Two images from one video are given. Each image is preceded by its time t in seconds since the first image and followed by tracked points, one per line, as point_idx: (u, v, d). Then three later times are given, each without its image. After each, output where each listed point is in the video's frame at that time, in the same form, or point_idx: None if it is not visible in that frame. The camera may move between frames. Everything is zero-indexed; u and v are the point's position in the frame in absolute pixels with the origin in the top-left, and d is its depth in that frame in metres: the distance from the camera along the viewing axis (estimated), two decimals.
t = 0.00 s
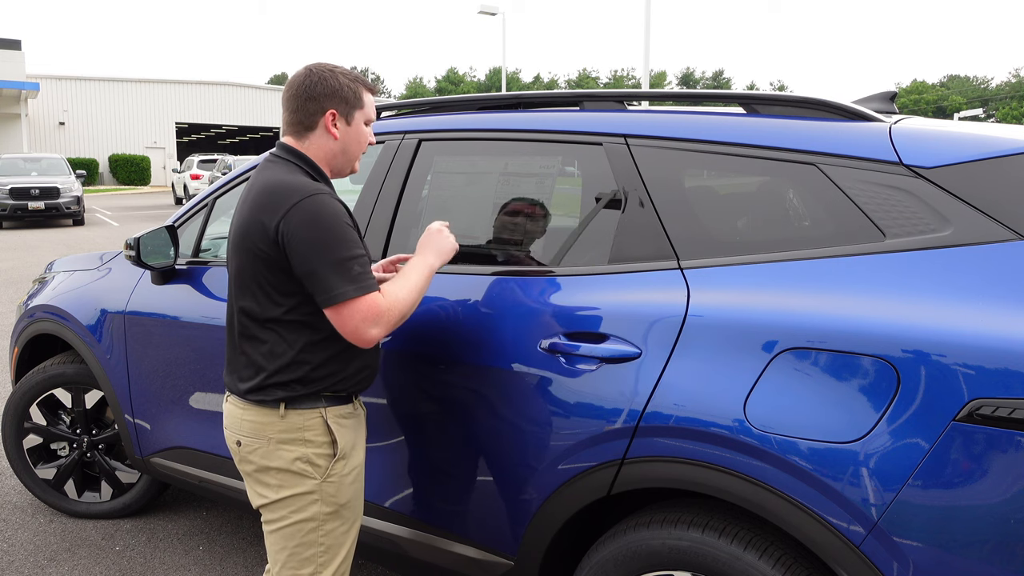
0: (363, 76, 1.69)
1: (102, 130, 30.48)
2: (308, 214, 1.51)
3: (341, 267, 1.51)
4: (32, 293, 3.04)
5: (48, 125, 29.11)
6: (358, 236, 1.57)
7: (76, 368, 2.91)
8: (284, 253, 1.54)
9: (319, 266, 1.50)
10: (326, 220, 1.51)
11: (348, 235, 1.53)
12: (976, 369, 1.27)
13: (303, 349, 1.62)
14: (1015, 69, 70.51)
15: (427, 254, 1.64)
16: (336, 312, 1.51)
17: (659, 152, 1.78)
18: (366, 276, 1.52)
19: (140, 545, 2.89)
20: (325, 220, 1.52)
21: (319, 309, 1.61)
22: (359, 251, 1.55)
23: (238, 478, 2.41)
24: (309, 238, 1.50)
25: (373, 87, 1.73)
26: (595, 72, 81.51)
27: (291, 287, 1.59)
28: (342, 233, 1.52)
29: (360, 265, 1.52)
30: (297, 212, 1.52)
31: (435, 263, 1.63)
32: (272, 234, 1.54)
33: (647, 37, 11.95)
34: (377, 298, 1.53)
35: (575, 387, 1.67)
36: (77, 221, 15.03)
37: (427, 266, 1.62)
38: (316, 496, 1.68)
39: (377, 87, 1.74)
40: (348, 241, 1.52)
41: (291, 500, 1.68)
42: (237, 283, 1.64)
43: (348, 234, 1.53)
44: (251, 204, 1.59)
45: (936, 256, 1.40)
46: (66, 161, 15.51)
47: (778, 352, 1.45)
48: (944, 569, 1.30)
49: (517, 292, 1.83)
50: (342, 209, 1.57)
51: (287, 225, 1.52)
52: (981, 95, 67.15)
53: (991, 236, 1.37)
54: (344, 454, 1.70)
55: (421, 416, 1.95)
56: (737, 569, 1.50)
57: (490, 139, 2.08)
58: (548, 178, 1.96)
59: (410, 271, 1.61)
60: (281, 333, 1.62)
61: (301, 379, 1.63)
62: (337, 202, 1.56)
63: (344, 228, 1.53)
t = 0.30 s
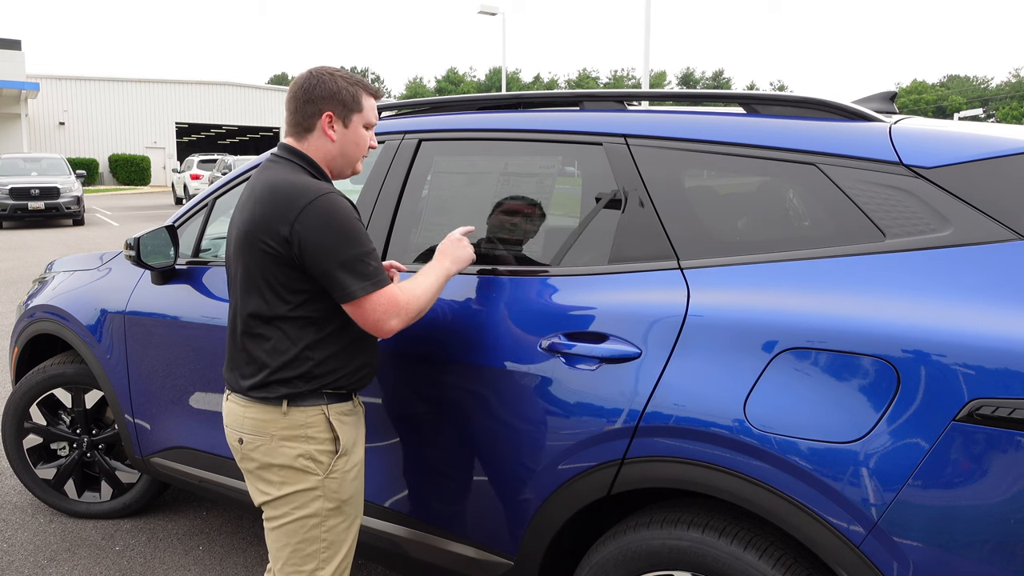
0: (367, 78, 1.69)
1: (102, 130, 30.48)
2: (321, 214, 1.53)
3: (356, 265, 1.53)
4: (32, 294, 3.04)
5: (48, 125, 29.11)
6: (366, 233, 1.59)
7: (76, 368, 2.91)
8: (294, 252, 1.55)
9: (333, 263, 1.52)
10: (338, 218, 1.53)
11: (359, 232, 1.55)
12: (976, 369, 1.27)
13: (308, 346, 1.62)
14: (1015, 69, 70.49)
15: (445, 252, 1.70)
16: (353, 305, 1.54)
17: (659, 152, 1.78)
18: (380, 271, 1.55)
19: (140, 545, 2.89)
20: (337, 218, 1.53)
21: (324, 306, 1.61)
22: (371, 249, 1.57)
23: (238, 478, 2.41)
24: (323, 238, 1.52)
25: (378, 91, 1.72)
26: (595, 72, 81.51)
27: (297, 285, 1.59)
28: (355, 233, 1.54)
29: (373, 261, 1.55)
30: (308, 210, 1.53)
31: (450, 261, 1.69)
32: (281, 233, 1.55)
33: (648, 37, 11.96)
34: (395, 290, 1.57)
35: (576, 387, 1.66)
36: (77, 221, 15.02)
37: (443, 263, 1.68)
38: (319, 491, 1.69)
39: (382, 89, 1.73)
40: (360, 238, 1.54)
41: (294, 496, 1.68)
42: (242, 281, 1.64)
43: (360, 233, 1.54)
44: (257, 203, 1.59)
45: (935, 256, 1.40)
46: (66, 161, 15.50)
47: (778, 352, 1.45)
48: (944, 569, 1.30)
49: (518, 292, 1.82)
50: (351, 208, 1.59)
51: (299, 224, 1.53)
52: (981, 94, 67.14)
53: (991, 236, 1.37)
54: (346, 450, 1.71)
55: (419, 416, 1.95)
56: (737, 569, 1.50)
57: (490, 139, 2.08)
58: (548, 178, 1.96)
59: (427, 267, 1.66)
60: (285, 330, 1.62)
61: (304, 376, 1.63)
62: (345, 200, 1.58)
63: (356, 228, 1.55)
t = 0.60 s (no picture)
0: (365, 78, 1.68)
1: (102, 130, 30.49)
2: (311, 212, 1.53)
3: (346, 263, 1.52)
4: (32, 294, 3.04)
5: (48, 125, 29.12)
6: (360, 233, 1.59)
7: (76, 368, 2.91)
8: (285, 250, 1.56)
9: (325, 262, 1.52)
10: (329, 217, 1.53)
11: (350, 231, 1.55)
12: (976, 369, 1.27)
13: (300, 345, 1.63)
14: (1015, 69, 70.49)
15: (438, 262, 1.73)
16: (346, 301, 1.54)
17: (659, 152, 1.78)
18: (371, 270, 1.55)
19: (140, 546, 2.89)
20: (327, 217, 1.53)
21: (316, 305, 1.61)
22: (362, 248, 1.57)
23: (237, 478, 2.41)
24: (313, 236, 1.52)
25: (377, 91, 1.71)
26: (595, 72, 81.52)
27: (289, 283, 1.60)
28: (346, 231, 1.54)
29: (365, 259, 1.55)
30: (300, 210, 1.53)
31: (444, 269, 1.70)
32: (273, 232, 1.55)
33: (648, 37, 11.96)
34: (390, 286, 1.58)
35: (576, 387, 1.66)
36: (76, 221, 15.02)
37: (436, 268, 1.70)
38: (313, 491, 1.68)
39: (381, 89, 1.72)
40: (353, 238, 1.55)
41: (289, 496, 1.69)
42: (235, 280, 1.65)
43: (351, 232, 1.54)
44: (250, 203, 1.60)
45: (935, 256, 1.40)
46: (66, 161, 15.50)
47: (778, 352, 1.45)
48: (944, 569, 1.30)
49: (518, 291, 1.82)
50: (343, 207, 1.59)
51: (289, 222, 1.54)
52: (981, 94, 67.14)
53: (991, 236, 1.37)
54: (339, 450, 1.69)
55: (419, 416, 1.95)
56: (737, 569, 1.50)
57: (490, 139, 2.08)
58: (548, 178, 1.96)
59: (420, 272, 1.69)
60: (278, 329, 1.62)
61: (296, 375, 1.63)
62: (337, 200, 1.57)
63: (346, 226, 1.55)
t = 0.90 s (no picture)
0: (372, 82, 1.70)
1: (102, 130, 30.47)
2: (263, 211, 1.52)
3: (276, 267, 1.49)
4: (32, 294, 3.04)
5: (48, 125, 29.11)
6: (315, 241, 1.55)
7: (76, 368, 2.91)
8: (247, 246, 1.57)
9: (254, 264, 1.50)
10: (279, 219, 1.51)
11: (299, 236, 1.52)
12: (976, 369, 1.27)
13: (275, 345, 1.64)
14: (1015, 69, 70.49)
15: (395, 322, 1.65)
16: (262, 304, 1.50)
17: (659, 152, 1.78)
18: (302, 281, 1.50)
19: (140, 546, 2.89)
20: (274, 218, 1.52)
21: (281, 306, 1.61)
22: (306, 257, 1.53)
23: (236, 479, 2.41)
24: (259, 235, 1.51)
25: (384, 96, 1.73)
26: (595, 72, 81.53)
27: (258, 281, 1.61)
28: (293, 236, 1.51)
29: (290, 268, 1.50)
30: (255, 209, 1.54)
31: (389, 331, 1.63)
32: (238, 228, 1.58)
33: (648, 37, 11.97)
34: (305, 315, 1.52)
35: (576, 387, 1.66)
36: (77, 221, 15.02)
37: (383, 328, 1.62)
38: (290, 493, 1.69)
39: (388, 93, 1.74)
40: (294, 243, 1.51)
41: (267, 497, 1.70)
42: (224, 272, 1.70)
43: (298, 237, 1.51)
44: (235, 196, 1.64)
45: (935, 256, 1.40)
46: (66, 161, 15.49)
47: (778, 352, 1.45)
48: (944, 569, 1.30)
49: (517, 291, 1.82)
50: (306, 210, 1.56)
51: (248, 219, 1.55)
52: (981, 94, 67.14)
53: (991, 236, 1.37)
54: (316, 452, 1.69)
55: (419, 416, 1.95)
56: (737, 569, 1.50)
57: (490, 139, 2.08)
58: (548, 178, 1.96)
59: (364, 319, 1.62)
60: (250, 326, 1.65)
61: (272, 375, 1.65)
62: (300, 204, 1.55)
63: (292, 232, 1.51)
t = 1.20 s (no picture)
0: (375, 78, 1.71)
1: (102, 130, 30.46)
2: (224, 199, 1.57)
3: (212, 253, 1.52)
4: (32, 294, 3.04)
5: (48, 125, 29.11)
6: (268, 233, 1.56)
7: (76, 368, 2.91)
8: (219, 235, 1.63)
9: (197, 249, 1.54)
10: (233, 207, 1.54)
11: (250, 226, 1.54)
12: (976, 369, 1.27)
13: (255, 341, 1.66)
14: (1015, 69, 70.49)
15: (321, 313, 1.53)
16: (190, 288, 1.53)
17: (659, 152, 1.78)
18: (234, 269, 1.51)
19: (140, 546, 2.89)
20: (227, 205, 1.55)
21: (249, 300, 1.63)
22: (250, 247, 1.53)
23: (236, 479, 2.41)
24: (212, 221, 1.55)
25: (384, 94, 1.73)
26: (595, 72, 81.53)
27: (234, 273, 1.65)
28: (241, 223, 1.53)
29: (219, 255, 1.51)
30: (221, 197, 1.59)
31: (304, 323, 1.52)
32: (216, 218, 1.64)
33: (648, 36, 11.97)
34: (218, 299, 1.51)
35: (575, 387, 1.66)
36: (77, 221, 15.02)
37: (307, 317, 1.52)
38: (273, 496, 1.69)
39: (392, 92, 1.73)
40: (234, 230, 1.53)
41: (253, 498, 1.71)
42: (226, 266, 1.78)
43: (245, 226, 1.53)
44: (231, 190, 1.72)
45: (935, 256, 1.40)
46: (66, 161, 15.49)
47: (778, 352, 1.45)
48: (944, 569, 1.30)
49: (517, 291, 1.82)
50: (262, 201, 1.56)
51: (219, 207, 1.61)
52: (981, 94, 67.15)
53: (991, 236, 1.37)
54: (299, 455, 1.69)
55: (420, 416, 1.96)
56: (737, 569, 1.50)
57: (490, 139, 2.08)
58: (548, 178, 1.97)
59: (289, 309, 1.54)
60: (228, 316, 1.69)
61: (255, 372, 1.67)
62: (262, 195, 1.57)
63: (241, 220, 1.53)
